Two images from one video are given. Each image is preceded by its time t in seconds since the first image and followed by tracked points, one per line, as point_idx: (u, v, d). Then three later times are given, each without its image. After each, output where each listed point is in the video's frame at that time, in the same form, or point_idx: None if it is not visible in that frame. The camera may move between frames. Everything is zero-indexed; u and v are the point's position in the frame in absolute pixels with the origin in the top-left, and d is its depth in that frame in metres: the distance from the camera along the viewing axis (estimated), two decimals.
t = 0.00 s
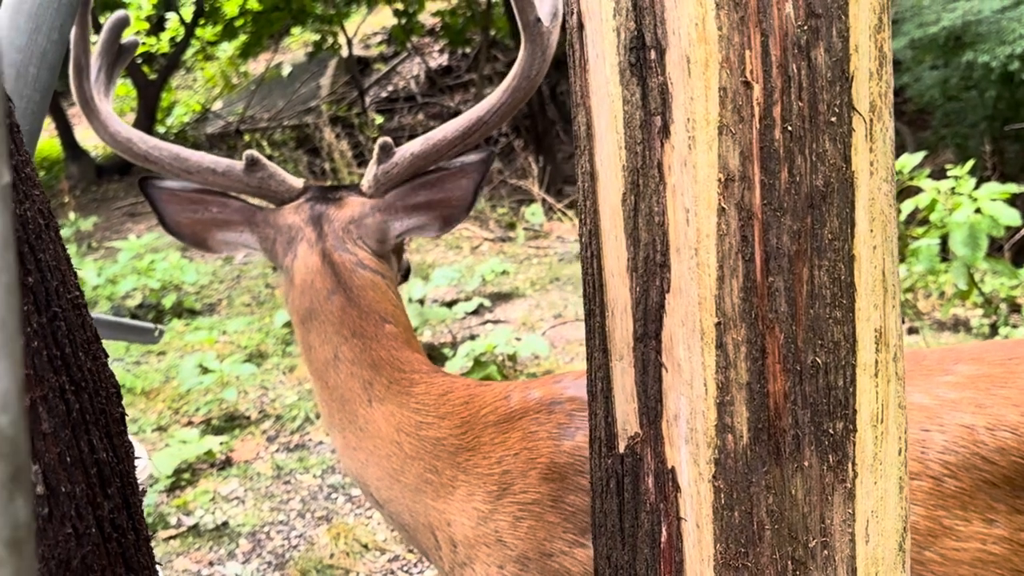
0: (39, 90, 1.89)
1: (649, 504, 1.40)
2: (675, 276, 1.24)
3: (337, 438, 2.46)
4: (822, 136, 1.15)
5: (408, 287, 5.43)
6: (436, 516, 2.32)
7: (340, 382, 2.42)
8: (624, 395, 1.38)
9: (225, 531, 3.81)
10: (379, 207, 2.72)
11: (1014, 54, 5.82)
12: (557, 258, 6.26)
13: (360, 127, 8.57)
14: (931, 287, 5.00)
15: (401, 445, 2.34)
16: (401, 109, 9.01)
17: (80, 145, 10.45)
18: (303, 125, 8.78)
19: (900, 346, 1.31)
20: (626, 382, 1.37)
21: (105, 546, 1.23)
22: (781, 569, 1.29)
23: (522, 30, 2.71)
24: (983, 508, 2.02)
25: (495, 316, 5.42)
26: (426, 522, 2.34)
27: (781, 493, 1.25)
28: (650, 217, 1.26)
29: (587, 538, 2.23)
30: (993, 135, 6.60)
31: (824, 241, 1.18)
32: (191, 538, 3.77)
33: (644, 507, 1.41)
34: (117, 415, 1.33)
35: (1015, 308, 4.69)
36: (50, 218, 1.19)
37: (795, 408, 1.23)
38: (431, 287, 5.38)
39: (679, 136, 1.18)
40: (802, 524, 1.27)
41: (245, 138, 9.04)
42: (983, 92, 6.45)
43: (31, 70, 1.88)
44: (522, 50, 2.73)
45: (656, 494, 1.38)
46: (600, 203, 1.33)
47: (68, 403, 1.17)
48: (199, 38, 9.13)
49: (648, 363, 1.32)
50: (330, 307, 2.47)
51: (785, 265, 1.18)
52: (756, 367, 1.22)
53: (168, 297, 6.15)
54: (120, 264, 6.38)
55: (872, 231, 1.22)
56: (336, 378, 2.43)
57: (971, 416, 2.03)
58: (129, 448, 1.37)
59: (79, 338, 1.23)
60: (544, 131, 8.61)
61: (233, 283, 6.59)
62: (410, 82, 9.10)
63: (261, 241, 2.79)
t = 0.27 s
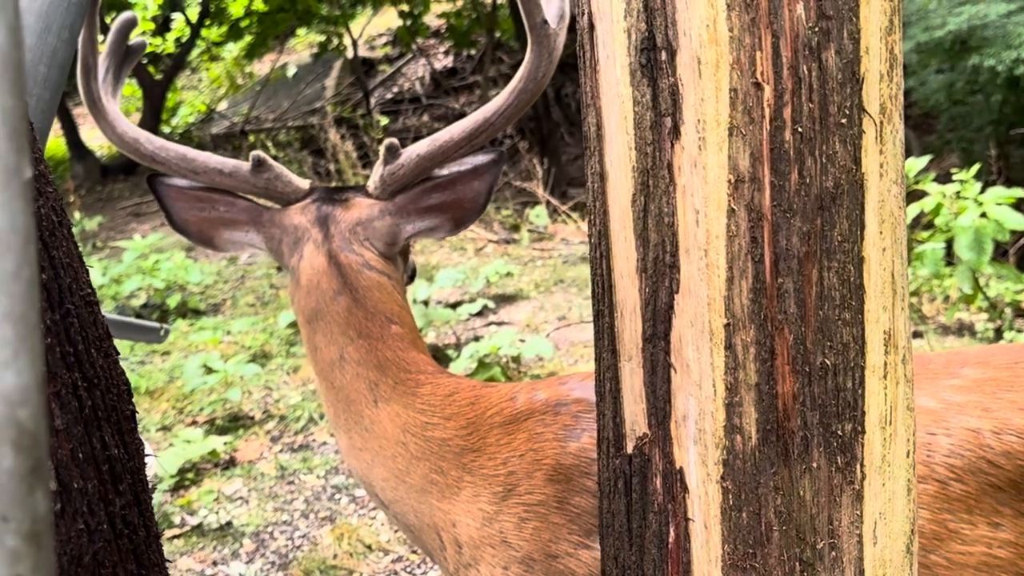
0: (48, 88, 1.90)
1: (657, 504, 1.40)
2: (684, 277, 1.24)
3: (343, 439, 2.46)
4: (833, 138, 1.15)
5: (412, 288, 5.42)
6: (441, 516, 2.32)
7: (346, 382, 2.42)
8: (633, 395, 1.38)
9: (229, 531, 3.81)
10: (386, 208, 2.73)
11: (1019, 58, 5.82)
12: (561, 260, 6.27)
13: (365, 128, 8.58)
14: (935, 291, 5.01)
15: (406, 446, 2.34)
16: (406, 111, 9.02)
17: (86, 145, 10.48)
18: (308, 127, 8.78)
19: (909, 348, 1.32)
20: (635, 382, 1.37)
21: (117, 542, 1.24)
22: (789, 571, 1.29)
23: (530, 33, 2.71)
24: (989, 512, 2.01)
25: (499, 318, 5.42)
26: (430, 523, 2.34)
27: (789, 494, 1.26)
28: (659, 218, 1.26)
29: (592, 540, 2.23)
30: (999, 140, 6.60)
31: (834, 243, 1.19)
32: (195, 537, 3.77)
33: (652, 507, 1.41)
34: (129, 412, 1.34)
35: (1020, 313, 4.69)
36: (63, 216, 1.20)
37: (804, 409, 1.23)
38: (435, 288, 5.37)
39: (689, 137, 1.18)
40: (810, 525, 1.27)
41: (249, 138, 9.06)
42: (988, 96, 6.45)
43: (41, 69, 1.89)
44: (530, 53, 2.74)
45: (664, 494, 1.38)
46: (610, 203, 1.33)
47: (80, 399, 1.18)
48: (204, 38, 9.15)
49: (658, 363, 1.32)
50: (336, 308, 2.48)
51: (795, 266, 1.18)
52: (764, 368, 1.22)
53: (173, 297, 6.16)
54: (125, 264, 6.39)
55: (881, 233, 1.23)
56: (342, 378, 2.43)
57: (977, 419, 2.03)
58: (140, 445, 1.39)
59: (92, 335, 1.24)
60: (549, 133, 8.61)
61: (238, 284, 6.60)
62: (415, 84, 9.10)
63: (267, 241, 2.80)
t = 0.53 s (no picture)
0: (53, 87, 1.90)
1: (659, 506, 1.40)
2: (687, 279, 1.24)
3: (345, 439, 2.45)
4: (837, 141, 1.15)
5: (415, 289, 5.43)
6: (444, 517, 2.32)
7: (349, 383, 2.42)
8: (635, 397, 1.38)
9: (231, 531, 3.81)
10: (391, 209, 2.73)
11: None
12: (565, 261, 6.28)
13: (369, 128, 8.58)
14: (939, 294, 5.01)
15: (409, 447, 2.34)
16: (410, 111, 9.03)
17: (90, 144, 10.49)
18: (312, 127, 8.80)
19: (912, 351, 1.31)
20: (637, 385, 1.37)
21: (119, 542, 1.24)
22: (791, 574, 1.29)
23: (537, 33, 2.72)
24: (992, 516, 2.01)
25: (502, 319, 5.43)
26: (433, 523, 2.34)
27: (792, 497, 1.25)
28: (663, 220, 1.26)
29: (595, 541, 2.23)
30: (1003, 143, 6.60)
31: (837, 246, 1.18)
32: (197, 537, 3.77)
33: (654, 509, 1.41)
34: (131, 412, 1.34)
35: None
36: (67, 215, 1.20)
37: (807, 412, 1.23)
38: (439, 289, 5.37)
39: (694, 140, 1.18)
40: (812, 528, 1.27)
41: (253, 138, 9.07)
42: (992, 99, 6.45)
43: (46, 68, 1.89)
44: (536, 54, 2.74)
45: (666, 497, 1.38)
46: (614, 206, 1.33)
47: (83, 399, 1.18)
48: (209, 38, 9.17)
49: (660, 365, 1.32)
50: (340, 307, 2.48)
51: (798, 270, 1.18)
52: (768, 371, 1.22)
53: (176, 296, 6.17)
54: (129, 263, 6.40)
55: (885, 236, 1.22)
56: (345, 378, 2.43)
57: (980, 423, 2.03)
58: (142, 445, 1.39)
59: (95, 334, 1.24)
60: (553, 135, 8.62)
61: (241, 283, 6.62)
62: (419, 84, 9.10)
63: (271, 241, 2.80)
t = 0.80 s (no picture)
0: (58, 86, 1.91)
1: (661, 507, 1.40)
2: (690, 280, 1.24)
3: (348, 439, 2.46)
4: (841, 142, 1.15)
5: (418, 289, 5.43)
6: (446, 517, 2.32)
7: (352, 382, 2.43)
8: (638, 398, 1.38)
9: (233, 530, 3.82)
10: (396, 211, 2.73)
11: None
12: (567, 262, 6.28)
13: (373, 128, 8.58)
14: (942, 297, 5.01)
15: (412, 447, 2.34)
16: (413, 111, 9.04)
17: (94, 143, 10.51)
18: (316, 127, 8.81)
19: (915, 353, 1.32)
20: (640, 385, 1.37)
21: (122, 539, 1.24)
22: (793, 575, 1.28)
23: (542, 35, 2.71)
24: (994, 519, 2.01)
25: (504, 319, 5.43)
26: (435, 523, 2.34)
27: (794, 498, 1.25)
28: (667, 221, 1.26)
29: (596, 542, 2.23)
30: (1007, 146, 6.59)
31: (841, 248, 1.18)
32: (199, 536, 3.78)
33: (656, 510, 1.41)
34: (135, 410, 1.35)
35: None
36: (72, 213, 1.21)
37: (810, 413, 1.23)
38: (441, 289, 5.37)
39: (698, 141, 1.18)
40: (814, 529, 1.27)
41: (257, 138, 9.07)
42: (996, 102, 6.44)
43: (50, 67, 1.90)
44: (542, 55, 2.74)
45: (669, 497, 1.38)
46: (617, 206, 1.34)
47: (87, 396, 1.19)
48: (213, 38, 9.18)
49: (663, 366, 1.32)
50: (344, 307, 2.48)
51: (802, 271, 1.18)
52: (771, 372, 1.22)
53: (179, 296, 6.18)
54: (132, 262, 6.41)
55: (889, 238, 1.22)
56: (348, 378, 2.43)
57: (982, 426, 2.03)
58: (145, 443, 1.39)
59: (99, 332, 1.25)
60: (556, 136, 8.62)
61: (244, 283, 6.63)
62: (423, 85, 9.11)
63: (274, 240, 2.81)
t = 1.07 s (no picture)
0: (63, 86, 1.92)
1: (666, 507, 1.40)
2: (696, 281, 1.24)
3: (352, 439, 2.46)
4: (847, 144, 1.15)
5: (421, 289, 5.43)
6: (449, 517, 2.32)
7: (356, 382, 2.43)
8: (643, 399, 1.38)
9: (236, 529, 3.82)
10: (399, 211, 2.73)
11: None
12: (570, 263, 6.28)
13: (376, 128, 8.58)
14: (944, 299, 5.00)
15: (415, 447, 2.35)
16: (417, 111, 9.05)
17: (98, 142, 10.52)
18: (319, 126, 8.82)
19: (920, 356, 1.32)
20: (645, 386, 1.37)
21: (128, 537, 1.24)
22: None
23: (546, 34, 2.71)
24: (997, 521, 2.01)
25: (507, 320, 5.43)
26: (438, 523, 2.34)
27: (798, 499, 1.26)
28: (672, 222, 1.26)
29: (599, 542, 2.23)
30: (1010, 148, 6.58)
31: (846, 249, 1.18)
32: (201, 535, 3.78)
33: (660, 510, 1.41)
34: (141, 409, 1.35)
35: None
36: (79, 213, 1.22)
37: (814, 414, 1.23)
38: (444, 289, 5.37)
39: (704, 142, 1.19)
40: (818, 531, 1.27)
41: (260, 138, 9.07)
42: (1000, 104, 6.43)
43: (56, 66, 1.91)
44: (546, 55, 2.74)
45: (673, 498, 1.38)
46: (623, 208, 1.34)
47: (94, 394, 1.19)
48: (217, 37, 9.19)
49: (668, 367, 1.32)
50: (348, 307, 2.48)
51: (807, 272, 1.18)
52: (775, 374, 1.22)
53: (182, 295, 6.19)
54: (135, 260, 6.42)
55: (894, 240, 1.22)
56: (351, 378, 2.44)
57: (986, 428, 2.03)
58: (151, 442, 1.40)
59: (106, 330, 1.25)
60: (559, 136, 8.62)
61: (247, 282, 6.64)
62: (426, 85, 9.11)
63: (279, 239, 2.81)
